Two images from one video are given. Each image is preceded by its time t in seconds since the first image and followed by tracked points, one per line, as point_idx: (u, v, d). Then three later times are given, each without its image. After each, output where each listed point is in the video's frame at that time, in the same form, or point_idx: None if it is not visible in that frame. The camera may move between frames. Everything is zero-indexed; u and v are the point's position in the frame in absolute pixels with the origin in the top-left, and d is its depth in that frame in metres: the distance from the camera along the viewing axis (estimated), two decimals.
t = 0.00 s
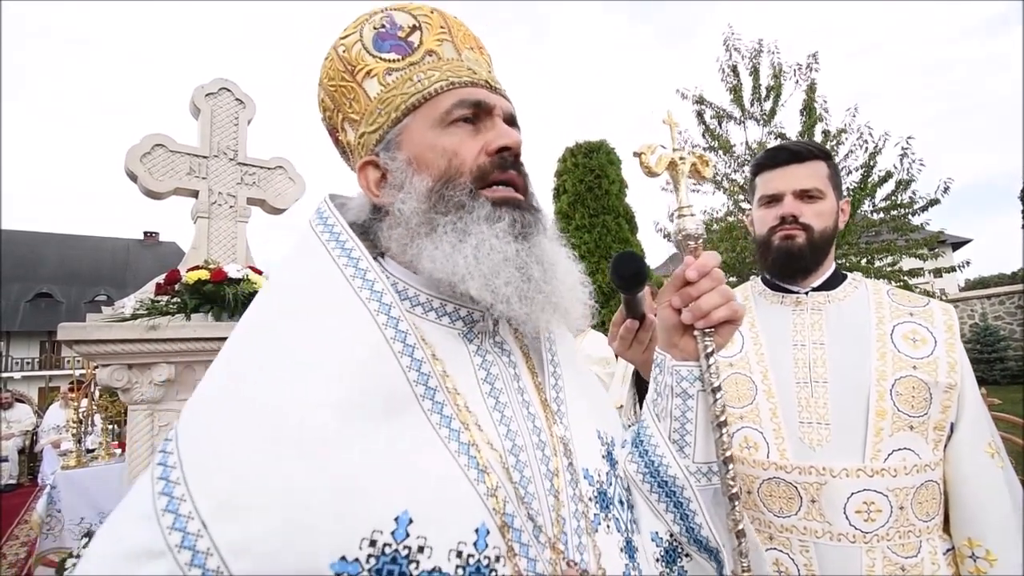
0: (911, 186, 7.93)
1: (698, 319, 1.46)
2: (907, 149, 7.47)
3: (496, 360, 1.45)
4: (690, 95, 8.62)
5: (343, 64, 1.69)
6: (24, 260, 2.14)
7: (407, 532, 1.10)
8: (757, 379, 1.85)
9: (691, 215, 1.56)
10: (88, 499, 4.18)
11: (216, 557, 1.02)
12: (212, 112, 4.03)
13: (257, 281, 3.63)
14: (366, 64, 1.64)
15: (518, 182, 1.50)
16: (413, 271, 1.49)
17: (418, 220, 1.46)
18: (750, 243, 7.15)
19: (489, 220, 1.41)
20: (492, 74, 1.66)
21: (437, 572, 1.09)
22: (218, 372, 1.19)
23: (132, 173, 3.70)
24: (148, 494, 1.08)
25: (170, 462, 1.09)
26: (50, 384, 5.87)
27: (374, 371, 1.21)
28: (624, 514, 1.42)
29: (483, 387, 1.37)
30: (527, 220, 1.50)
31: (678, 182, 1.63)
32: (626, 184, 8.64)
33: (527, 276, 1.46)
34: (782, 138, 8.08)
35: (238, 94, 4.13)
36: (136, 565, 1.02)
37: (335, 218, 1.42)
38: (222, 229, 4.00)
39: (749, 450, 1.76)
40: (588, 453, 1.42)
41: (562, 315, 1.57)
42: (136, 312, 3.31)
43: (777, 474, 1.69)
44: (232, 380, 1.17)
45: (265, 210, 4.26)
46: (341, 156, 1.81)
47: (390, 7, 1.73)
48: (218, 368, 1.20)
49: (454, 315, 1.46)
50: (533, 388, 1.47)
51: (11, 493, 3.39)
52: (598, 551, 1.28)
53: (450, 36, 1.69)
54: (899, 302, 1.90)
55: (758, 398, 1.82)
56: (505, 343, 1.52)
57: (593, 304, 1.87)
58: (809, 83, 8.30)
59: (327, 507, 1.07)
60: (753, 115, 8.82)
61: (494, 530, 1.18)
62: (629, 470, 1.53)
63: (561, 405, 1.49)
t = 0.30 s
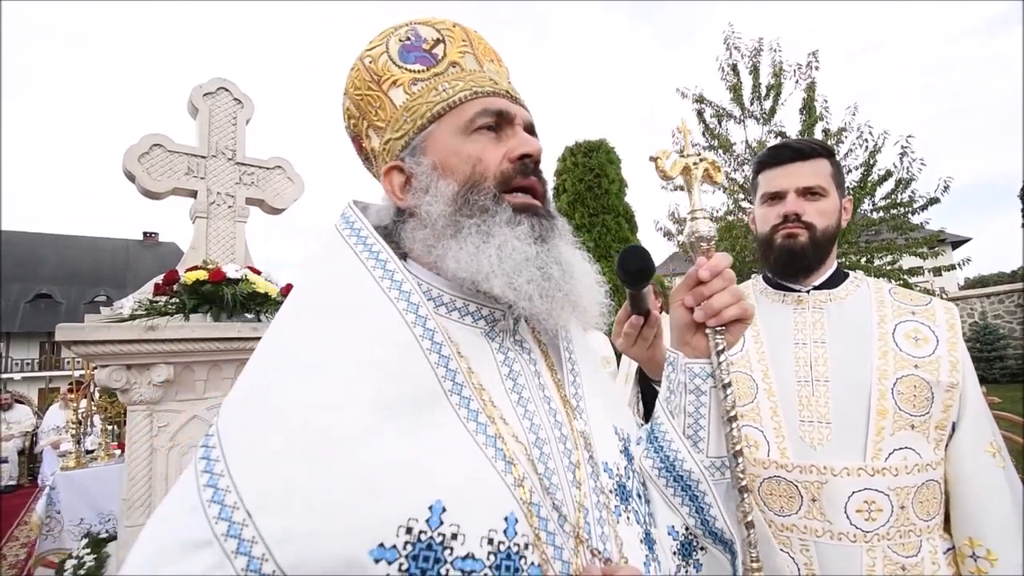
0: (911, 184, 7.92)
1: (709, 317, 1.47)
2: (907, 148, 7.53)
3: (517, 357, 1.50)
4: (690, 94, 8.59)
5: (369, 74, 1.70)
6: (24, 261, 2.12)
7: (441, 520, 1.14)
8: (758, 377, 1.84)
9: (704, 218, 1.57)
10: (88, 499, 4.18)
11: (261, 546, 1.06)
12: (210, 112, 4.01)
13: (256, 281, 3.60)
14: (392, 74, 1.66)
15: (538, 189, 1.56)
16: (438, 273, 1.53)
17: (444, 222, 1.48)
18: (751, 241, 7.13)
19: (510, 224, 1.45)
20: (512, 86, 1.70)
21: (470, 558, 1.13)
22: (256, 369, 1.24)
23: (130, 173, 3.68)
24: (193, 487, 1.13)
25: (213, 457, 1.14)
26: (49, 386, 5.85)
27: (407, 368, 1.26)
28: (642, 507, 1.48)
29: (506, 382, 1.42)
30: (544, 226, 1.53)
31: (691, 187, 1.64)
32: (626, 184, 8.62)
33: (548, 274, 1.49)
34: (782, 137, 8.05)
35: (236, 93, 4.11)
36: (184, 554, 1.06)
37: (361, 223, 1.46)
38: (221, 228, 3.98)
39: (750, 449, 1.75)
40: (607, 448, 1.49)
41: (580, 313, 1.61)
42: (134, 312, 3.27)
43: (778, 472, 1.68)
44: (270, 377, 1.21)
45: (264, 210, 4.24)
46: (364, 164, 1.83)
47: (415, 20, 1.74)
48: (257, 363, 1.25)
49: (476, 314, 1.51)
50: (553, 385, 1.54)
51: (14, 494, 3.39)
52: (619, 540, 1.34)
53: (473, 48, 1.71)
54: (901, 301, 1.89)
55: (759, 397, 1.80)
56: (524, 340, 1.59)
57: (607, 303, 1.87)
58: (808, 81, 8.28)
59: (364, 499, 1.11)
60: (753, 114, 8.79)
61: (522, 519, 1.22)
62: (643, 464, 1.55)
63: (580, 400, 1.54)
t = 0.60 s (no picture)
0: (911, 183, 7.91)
1: (715, 317, 1.46)
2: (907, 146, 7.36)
3: (530, 359, 1.50)
4: (690, 94, 8.58)
5: (401, 71, 1.69)
6: (24, 261, 2.11)
7: (458, 515, 1.15)
8: (758, 376, 1.84)
9: (710, 220, 1.56)
10: (89, 499, 4.17)
11: (287, 536, 1.07)
12: (209, 112, 4.01)
13: (256, 281, 3.61)
14: (423, 74, 1.65)
15: (560, 203, 1.56)
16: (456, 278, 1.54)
17: (466, 231, 1.49)
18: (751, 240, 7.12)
19: (532, 238, 1.45)
20: (541, 94, 1.69)
21: (485, 553, 1.14)
22: (274, 369, 1.24)
23: (129, 173, 3.66)
24: (222, 479, 1.14)
25: (240, 450, 1.15)
26: (49, 386, 5.85)
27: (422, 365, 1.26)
28: (647, 506, 1.47)
29: (520, 383, 1.42)
30: (565, 238, 1.54)
31: (697, 191, 1.64)
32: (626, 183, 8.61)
33: (567, 289, 1.49)
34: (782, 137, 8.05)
35: (235, 93, 4.11)
36: (214, 544, 1.09)
37: (382, 225, 1.45)
38: (220, 228, 3.98)
39: (750, 448, 1.74)
40: (614, 448, 1.49)
41: (593, 325, 1.58)
42: (133, 313, 3.25)
43: (779, 471, 1.68)
44: (287, 376, 1.22)
45: (263, 210, 4.23)
46: (388, 157, 1.83)
47: (449, 19, 1.73)
48: (278, 363, 1.25)
49: (490, 316, 1.51)
50: (563, 387, 1.53)
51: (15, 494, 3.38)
52: (626, 537, 1.34)
53: (505, 53, 1.70)
54: (901, 300, 1.88)
55: (760, 396, 1.80)
56: (536, 342, 1.57)
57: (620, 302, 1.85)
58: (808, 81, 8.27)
59: (379, 496, 1.11)
60: (753, 114, 8.79)
61: (535, 515, 1.23)
62: (650, 461, 1.54)
63: (589, 402, 1.55)
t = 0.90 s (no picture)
0: (911, 183, 7.90)
1: (711, 318, 1.47)
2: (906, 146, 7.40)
3: (534, 357, 1.50)
4: (690, 93, 8.56)
5: (415, 72, 1.69)
6: (25, 260, 2.11)
7: (464, 503, 1.16)
8: (760, 374, 1.84)
9: (706, 224, 1.56)
10: (89, 497, 4.17)
11: (302, 519, 1.09)
12: (210, 110, 4.00)
13: (257, 279, 3.60)
14: (438, 76, 1.65)
15: (569, 204, 1.56)
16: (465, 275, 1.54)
17: (477, 229, 1.49)
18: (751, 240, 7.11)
19: (541, 238, 1.46)
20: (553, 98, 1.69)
21: (489, 540, 1.16)
22: (281, 367, 1.25)
23: (130, 172, 3.66)
24: (238, 463, 1.15)
25: (257, 436, 1.16)
26: (48, 385, 5.84)
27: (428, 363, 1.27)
28: (643, 500, 1.47)
29: (524, 379, 1.42)
30: (572, 237, 1.54)
31: (694, 195, 1.64)
32: (626, 182, 8.60)
33: (573, 289, 1.50)
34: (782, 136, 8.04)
35: (236, 92, 4.10)
36: (230, 524, 1.09)
37: (395, 221, 1.45)
38: (221, 227, 3.97)
39: (751, 446, 1.74)
40: (614, 444, 1.49)
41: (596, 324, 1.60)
42: (133, 312, 3.26)
43: (781, 470, 1.67)
44: (294, 376, 1.22)
45: (264, 209, 4.24)
46: (400, 156, 1.83)
47: (463, 22, 1.73)
48: (285, 361, 1.26)
49: (498, 314, 1.50)
50: (566, 384, 1.52)
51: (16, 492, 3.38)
52: (622, 530, 1.34)
53: (518, 56, 1.70)
54: (905, 300, 1.88)
55: (761, 394, 1.80)
56: (541, 339, 1.57)
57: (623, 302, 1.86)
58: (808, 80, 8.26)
59: (386, 490, 1.12)
60: (753, 113, 8.78)
61: (536, 506, 1.23)
62: (646, 458, 1.54)
63: (590, 399, 1.54)
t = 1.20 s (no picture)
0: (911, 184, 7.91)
1: (705, 320, 1.49)
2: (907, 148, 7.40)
3: (533, 350, 1.50)
4: (691, 94, 8.57)
5: (411, 79, 1.70)
6: (25, 260, 2.11)
7: (462, 489, 1.17)
8: (763, 376, 1.85)
9: (700, 226, 1.56)
10: (89, 496, 4.18)
11: (304, 501, 1.09)
12: (212, 110, 4.01)
13: (258, 279, 3.63)
14: (433, 82, 1.65)
15: (563, 200, 1.58)
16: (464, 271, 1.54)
17: (475, 225, 1.49)
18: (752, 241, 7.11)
19: (537, 233, 1.47)
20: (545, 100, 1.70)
21: (486, 526, 1.16)
22: (281, 367, 1.25)
23: (132, 171, 3.67)
24: (242, 448, 1.16)
25: (262, 422, 1.17)
26: (48, 385, 5.85)
27: (429, 356, 1.28)
28: (638, 493, 1.49)
29: (522, 370, 1.43)
30: (566, 234, 1.56)
31: (688, 199, 1.63)
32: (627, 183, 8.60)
33: (569, 280, 1.50)
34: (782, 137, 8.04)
35: (238, 92, 4.11)
36: (232, 507, 1.09)
37: (398, 218, 1.47)
38: (223, 226, 3.98)
39: (754, 448, 1.75)
40: (610, 437, 1.50)
41: (594, 318, 1.61)
42: (134, 311, 3.25)
43: (783, 471, 1.68)
44: (293, 375, 1.22)
45: (265, 208, 4.24)
46: (399, 161, 1.83)
47: (456, 31, 1.74)
48: (284, 361, 1.26)
49: (496, 308, 1.51)
50: (564, 376, 1.53)
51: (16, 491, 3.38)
52: (618, 520, 1.35)
53: (510, 61, 1.71)
54: (908, 301, 1.89)
55: (763, 395, 1.81)
56: (539, 334, 1.58)
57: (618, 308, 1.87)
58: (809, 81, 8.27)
59: (386, 483, 1.12)
60: (754, 114, 8.78)
61: (533, 493, 1.24)
62: (640, 456, 1.56)
63: (588, 392, 1.56)
